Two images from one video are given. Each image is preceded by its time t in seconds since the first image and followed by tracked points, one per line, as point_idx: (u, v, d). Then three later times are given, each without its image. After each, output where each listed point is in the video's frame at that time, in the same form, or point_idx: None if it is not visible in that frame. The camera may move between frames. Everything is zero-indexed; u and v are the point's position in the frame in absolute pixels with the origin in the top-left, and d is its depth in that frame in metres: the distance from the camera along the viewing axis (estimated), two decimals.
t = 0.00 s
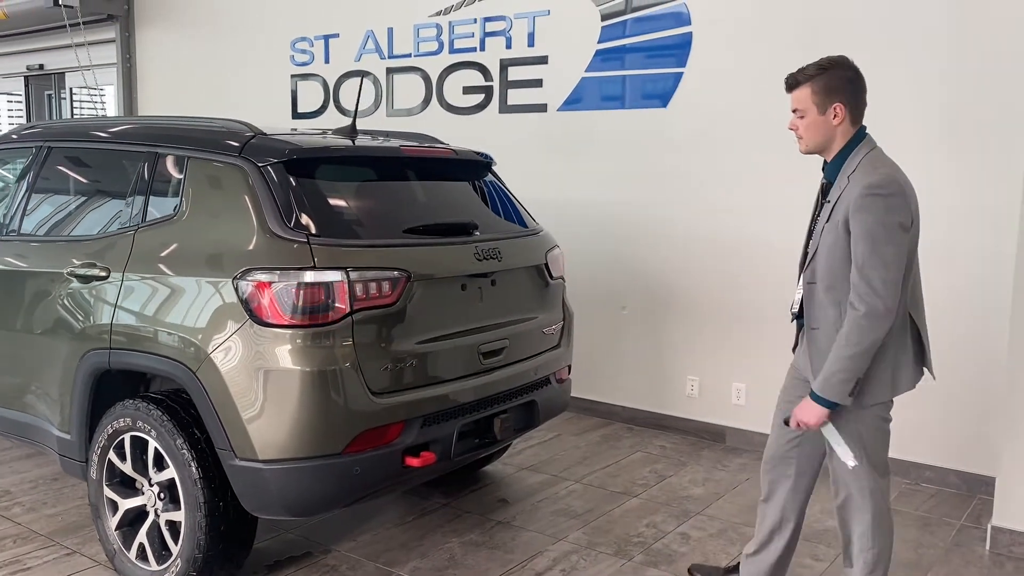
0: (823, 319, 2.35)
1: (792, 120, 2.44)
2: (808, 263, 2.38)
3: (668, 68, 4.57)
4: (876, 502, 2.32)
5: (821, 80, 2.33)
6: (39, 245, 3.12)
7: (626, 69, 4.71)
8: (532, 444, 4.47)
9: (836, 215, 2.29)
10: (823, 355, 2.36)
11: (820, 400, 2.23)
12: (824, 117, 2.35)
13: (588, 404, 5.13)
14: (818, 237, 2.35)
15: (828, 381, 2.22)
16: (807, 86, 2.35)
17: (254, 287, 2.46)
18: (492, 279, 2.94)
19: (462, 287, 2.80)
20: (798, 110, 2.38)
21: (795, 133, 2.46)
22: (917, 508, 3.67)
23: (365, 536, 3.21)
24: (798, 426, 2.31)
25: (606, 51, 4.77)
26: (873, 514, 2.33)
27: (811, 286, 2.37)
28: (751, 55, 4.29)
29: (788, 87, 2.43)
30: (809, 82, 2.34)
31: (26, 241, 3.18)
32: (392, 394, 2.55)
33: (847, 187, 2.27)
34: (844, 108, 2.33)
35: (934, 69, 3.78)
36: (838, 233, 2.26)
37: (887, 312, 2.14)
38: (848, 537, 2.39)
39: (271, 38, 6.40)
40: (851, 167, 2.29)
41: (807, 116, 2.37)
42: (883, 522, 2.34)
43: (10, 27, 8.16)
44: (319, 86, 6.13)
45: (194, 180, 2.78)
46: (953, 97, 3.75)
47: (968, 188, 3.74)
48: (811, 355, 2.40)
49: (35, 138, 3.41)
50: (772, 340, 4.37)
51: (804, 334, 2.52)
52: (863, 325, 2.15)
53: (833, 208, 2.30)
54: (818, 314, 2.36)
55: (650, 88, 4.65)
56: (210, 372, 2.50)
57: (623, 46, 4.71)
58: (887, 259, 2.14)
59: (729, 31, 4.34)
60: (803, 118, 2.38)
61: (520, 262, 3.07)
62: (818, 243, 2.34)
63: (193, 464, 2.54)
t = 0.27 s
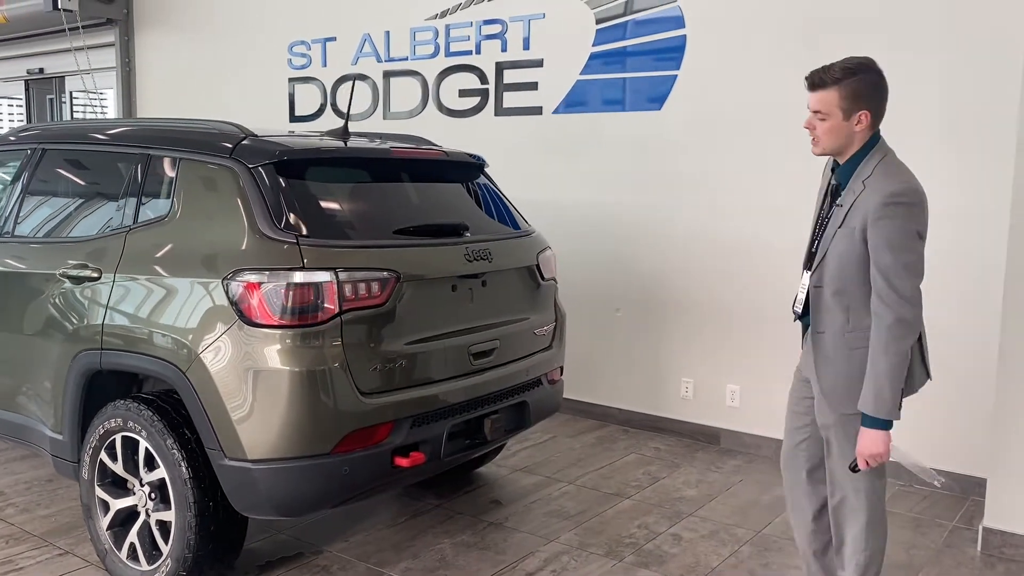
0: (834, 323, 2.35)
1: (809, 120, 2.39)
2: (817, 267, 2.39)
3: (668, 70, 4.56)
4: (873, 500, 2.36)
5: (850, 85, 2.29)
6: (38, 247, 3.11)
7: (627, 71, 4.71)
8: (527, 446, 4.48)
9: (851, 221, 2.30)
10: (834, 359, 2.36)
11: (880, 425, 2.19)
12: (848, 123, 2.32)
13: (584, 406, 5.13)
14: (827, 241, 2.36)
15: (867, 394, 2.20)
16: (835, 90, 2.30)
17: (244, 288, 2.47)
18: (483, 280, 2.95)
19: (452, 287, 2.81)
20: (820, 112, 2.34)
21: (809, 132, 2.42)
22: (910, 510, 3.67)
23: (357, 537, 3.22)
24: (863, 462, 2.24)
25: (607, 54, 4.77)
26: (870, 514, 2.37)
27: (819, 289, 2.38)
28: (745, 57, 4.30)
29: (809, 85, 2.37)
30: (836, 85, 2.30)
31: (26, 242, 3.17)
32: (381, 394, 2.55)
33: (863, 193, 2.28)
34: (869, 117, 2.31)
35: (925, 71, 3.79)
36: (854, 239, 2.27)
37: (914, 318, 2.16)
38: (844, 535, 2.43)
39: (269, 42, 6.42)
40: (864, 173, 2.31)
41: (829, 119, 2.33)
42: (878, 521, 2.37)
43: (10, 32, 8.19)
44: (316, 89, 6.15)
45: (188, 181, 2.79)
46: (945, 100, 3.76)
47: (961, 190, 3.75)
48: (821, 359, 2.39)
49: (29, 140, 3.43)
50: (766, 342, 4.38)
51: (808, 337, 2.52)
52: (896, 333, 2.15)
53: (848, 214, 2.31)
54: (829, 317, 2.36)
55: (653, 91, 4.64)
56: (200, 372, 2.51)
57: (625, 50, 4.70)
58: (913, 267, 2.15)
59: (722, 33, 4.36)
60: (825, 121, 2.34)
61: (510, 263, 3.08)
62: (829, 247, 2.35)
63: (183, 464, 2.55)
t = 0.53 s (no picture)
0: (832, 313, 2.38)
1: (827, 108, 2.41)
2: (818, 256, 2.41)
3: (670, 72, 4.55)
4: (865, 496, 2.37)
5: (871, 77, 2.30)
6: (38, 246, 3.11)
7: (628, 74, 4.70)
8: (522, 446, 4.49)
9: (855, 211, 2.32)
10: (833, 349, 2.38)
11: (877, 413, 2.19)
12: (864, 115, 2.33)
13: (579, 407, 5.14)
14: (830, 230, 2.38)
15: (868, 382, 2.21)
16: (856, 81, 2.32)
17: (235, 286, 2.48)
18: (474, 279, 2.96)
19: (443, 287, 2.83)
20: (837, 101, 2.35)
21: (825, 121, 2.43)
22: (902, 510, 3.68)
23: (349, 536, 3.23)
24: (863, 450, 2.23)
25: (607, 57, 4.76)
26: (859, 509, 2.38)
27: (819, 279, 2.40)
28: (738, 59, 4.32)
29: (830, 75, 2.39)
30: (858, 76, 2.31)
31: (27, 243, 3.17)
32: (371, 393, 2.57)
33: (868, 184, 2.31)
34: (885, 112, 2.32)
35: (917, 73, 3.81)
36: (858, 229, 2.29)
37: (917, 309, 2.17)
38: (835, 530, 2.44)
39: (267, 45, 6.45)
40: (870, 166, 2.33)
41: (845, 109, 2.35)
42: (868, 518, 2.38)
43: (10, 35, 8.23)
44: (314, 92, 6.17)
45: (181, 181, 2.81)
46: (937, 101, 3.77)
47: (954, 191, 3.76)
48: (818, 350, 2.42)
49: (26, 140, 3.45)
50: (760, 342, 4.39)
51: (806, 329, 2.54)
52: (899, 322, 2.17)
53: (852, 204, 2.33)
54: (829, 307, 2.39)
55: (654, 93, 4.63)
56: (191, 370, 2.53)
57: (626, 53, 4.69)
58: (918, 258, 2.18)
59: (715, 35, 4.38)
60: (842, 110, 2.35)
61: (502, 262, 3.09)
62: (831, 237, 2.37)
63: (174, 462, 2.56)
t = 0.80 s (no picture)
0: (830, 300, 2.44)
1: (828, 99, 2.50)
2: (819, 244, 2.48)
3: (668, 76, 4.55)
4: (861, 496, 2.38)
5: (870, 67, 2.39)
6: (41, 247, 3.10)
7: (628, 76, 4.70)
8: (517, 448, 4.49)
9: (855, 199, 2.39)
10: (829, 338, 2.45)
11: (840, 388, 2.31)
12: (863, 104, 2.41)
13: (575, 409, 5.14)
14: (832, 218, 2.45)
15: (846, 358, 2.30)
16: (856, 70, 2.41)
17: (226, 286, 2.50)
18: (467, 280, 2.97)
19: (436, 287, 2.84)
20: (838, 90, 2.44)
21: (826, 111, 2.52)
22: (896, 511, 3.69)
23: (343, 536, 3.24)
24: (821, 418, 2.37)
25: (608, 60, 4.76)
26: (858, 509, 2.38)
27: (819, 268, 2.46)
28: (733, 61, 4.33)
29: (833, 67, 2.48)
30: (858, 66, 2.40)
31: (26, 244, 3.18)
32: (363, 393, 2.57)
33: (868, 172, 2.38)
34: (883, 101, 2.40)
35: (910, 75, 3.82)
36: (857, 215, 2.36)
37: (904, 293, 2.26)
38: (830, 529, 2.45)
39: (264, 48, 6.47)
40: (872, 156, 2.40)
41: (845, 98, 2.43)
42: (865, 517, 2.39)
43: (10, 39, 8.25)
44: (311, 95, 6.19)
45: (175, 182, 2.82)
46: (930, 103, 3.78)
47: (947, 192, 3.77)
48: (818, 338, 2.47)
49: (22, 141, 3.47)
50: (755, 344, 4.40)
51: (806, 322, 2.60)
52: (884, 304, 2.26)
53: (853, 192, 2.41)
54: (827, 296, 2.44)
55: (653, 96, 4.63)
56: (183, 370, 2.54)
57: (627, 56, 4.69)
58: (910, 243, 2.26)
59: (709, 37, 4.39)
60: (842, 99, 2.44)
61: (494, 263, 3.10)
62: (832, 224, 2.44)
63: (166, 461, 2.57)
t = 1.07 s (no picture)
0: (836, 298, 2.44)
1: (825, 103, 2.56)
2: (824, 244, 2.49)
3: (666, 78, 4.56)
4: (846, 492, 2.42)
5: (863, 67, 2.46)
6: (38, 250, 3.11)
7: (628, 79, 4.69)
8: (514, 451, 4.49)
9: (857, 195, 2.41)
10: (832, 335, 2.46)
11: (832, 373, 2.35)
12: (857, 103, 2.47)
13: (573, 412, 5.14)
14: (836, 216, 2.47)
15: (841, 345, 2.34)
16: (849, 72, 2.48)
17: (219, 288, 2.50)
18: (461, 282, 2.97)
19: (430, 289, 2.84)
20: (833, 93, 2.51)
21: (824, 116, 2.58)
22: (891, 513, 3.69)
23: (337, 539, 3.24)
24: (809, 401, 2.42)
25: (608, 63, 4.75)
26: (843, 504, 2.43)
27: (825, 267, 2.47)
28: (729, 64, 4.33)
29: (828, 73, 2.56)
30: (851, 68, 2.47)
31: (24, 247, 3.18)
32: (356, 395, 2.57)
33: (870, 169, 2.41)
34: (877, 100, 2.46)
35: (905, 78, 3.82)
36: (860, 210, 2.38)
37: (905, 286, 2.28)
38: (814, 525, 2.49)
39: (262, 52, 6.48)
40: (874, 153, 2.43)
41: (840, 99, 2.50)
42: (851, 515, 2.44)
43: (10, 43, 8.27)
44: (309, 98, 6.20)
45: (171, 184, 2.83)
46: (926, 105, 3.78)
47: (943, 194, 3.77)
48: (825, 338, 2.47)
49: (18, 144, 3.48)
50: (752, 347, 4.39)
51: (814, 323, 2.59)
52: (887, 297, 2.28)
53: (856, 189, 2.43)
54: (833, 294, 2.45)
55: (652, 98, 4.63)
56: (176, 372, 2.54)
57: (627, 58, 4.68)
58: (912, 234, 2.29)
59: (705, 40, 4.40)
60: (836, 101, 2.50)
61: (489, 265, 3.11)
62: (836, 222, 2.45)
63: (160, 463, 2.57)
